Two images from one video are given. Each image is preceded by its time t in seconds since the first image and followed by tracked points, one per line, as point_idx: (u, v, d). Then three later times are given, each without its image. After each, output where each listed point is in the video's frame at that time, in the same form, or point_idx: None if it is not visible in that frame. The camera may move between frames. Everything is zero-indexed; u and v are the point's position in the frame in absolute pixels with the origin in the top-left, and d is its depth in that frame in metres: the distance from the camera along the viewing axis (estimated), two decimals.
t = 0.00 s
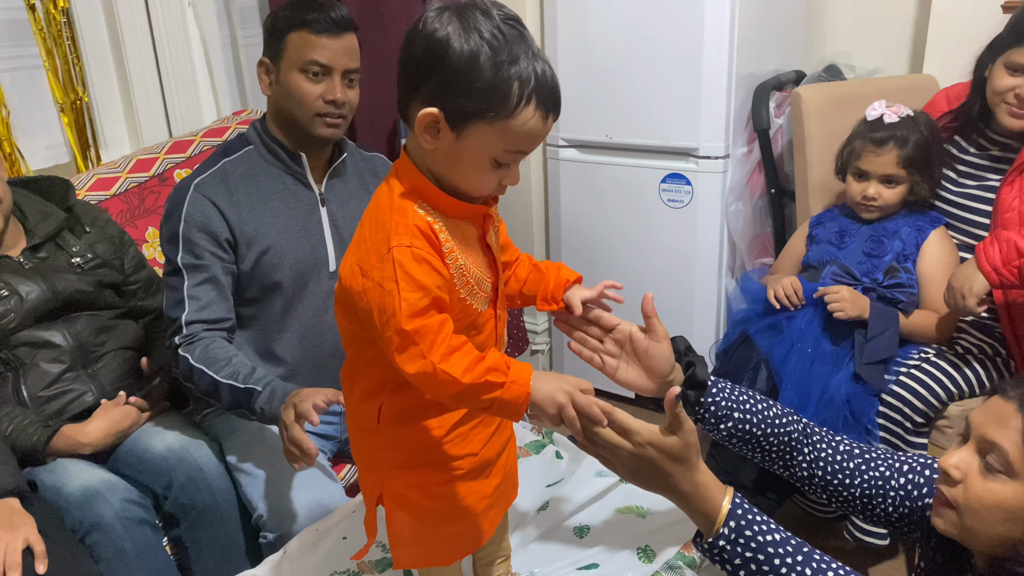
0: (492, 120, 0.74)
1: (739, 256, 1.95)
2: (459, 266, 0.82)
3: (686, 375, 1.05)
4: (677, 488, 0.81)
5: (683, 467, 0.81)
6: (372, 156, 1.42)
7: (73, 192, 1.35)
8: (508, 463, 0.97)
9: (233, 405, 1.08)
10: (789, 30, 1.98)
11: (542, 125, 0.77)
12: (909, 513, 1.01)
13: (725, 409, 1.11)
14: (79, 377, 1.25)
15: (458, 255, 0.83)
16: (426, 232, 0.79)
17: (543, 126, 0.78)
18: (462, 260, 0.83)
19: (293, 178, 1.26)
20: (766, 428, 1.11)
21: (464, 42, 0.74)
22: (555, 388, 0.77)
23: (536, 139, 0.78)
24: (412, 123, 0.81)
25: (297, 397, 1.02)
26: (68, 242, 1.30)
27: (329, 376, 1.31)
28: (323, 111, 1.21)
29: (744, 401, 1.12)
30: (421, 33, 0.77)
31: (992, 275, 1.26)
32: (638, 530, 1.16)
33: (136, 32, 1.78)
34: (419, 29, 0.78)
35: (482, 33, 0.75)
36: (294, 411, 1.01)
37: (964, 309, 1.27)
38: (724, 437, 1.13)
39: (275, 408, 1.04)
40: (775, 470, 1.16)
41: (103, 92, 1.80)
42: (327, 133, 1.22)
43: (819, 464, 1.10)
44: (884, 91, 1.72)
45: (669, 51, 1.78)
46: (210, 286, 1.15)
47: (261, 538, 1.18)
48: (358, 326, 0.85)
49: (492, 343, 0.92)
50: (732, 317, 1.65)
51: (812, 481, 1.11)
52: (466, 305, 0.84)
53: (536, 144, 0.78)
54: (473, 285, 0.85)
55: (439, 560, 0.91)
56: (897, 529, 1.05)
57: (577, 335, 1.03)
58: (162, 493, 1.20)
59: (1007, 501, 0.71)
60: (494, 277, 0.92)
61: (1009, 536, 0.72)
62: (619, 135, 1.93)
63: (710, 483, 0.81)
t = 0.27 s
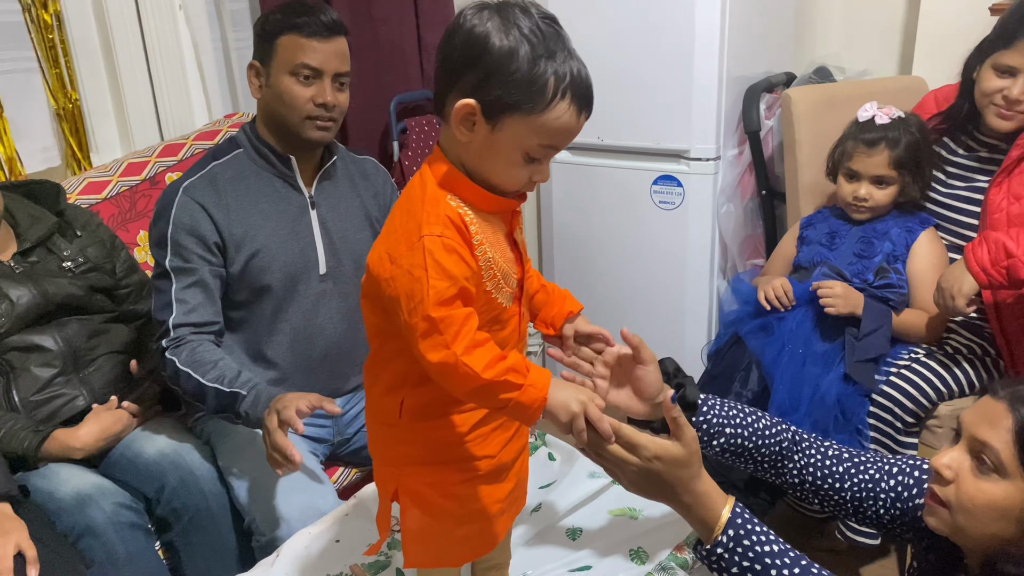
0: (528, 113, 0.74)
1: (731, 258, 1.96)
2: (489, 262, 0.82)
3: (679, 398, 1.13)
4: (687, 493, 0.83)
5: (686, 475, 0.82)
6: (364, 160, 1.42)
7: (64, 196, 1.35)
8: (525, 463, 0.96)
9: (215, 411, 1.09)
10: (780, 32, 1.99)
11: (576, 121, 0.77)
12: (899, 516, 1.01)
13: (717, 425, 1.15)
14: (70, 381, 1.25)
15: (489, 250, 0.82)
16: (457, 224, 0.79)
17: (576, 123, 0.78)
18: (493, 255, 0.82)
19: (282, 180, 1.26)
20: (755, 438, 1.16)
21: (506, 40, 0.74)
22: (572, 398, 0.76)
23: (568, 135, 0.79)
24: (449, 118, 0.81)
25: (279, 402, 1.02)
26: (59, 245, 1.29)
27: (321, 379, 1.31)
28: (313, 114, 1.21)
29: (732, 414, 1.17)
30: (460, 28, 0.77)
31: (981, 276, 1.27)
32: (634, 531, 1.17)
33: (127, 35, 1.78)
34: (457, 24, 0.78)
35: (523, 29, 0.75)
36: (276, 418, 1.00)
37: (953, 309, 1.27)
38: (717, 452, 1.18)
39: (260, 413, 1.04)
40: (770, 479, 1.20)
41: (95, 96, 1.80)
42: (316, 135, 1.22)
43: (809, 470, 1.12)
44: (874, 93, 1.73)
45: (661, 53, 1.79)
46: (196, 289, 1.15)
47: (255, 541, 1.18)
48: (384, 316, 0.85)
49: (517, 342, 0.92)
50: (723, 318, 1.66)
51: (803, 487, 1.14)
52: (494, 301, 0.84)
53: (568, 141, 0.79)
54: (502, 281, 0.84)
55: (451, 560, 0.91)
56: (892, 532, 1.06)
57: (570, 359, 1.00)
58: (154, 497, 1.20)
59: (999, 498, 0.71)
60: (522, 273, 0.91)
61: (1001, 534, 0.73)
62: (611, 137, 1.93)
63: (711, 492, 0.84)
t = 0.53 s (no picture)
0: (567, 104, 0.76)
1: (717, 255, 1.96)
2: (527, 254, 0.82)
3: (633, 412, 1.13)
4: (651, 527, 0.82)
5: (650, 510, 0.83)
6: (349, 158, 1.42)
7: (49, 196, 1.34)
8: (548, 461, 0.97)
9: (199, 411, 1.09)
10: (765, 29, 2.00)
11: (611, 112, 0.79)
12: (880, 513, 1.04)
13: (679, 436, 1.15)
14: (57, 381, 1.25)
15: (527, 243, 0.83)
16: (497, 216, 0.79)
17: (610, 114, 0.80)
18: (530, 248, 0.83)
19: (266, 180, 1.26)
20: (724, 446, 1.15)
21: (545, 35, 0.76)
22: (571, 422, 0.76)
23: (602, 127, 0.80)
24: (484, 112, 0.81)
25: (258, 405, 1.03)
26: (44, 246, 1.28)
27: (308, 378, 1.31)
28: (294, 114, 1.21)
29: (697, 425, 1.16)
30: (497, 24, 0.78)
31: (963, 269, 1.27)
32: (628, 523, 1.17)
33: (113, 34, 1.78)
34: (492, 21, 0.79)
35: (561, 23, 0.77)
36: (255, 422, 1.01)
37: (937, 303, 1.29)
38: (681, 462, 1.17)
39: (240, 415, 1.06)
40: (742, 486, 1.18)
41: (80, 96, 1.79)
42: (298, 135, 1.22)
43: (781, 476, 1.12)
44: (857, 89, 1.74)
45: (647, 50, 1.79)
46: (179, 290, 1.15)
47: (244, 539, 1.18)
48: (417, 305, 0.86)
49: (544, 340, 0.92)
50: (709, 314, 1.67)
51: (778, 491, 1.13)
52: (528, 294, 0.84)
53: (602, 131, 0.80)
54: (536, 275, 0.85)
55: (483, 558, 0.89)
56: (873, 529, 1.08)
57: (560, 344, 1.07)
58: (141, 496, 1.20)
59: (977, 489, 0.75)
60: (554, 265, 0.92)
61: (979, 524, 0.76)
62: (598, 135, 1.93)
63: (673, 524, 0.84)
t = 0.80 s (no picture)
0: (586, 107, 0.78)
1: (698, 250, 1.98)
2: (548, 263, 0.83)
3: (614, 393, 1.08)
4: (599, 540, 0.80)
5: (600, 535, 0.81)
6: (330, 156, 1.42)
7: (28, 198, 1.34)
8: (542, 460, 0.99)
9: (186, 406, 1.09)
10: (743, 25, 2.01)
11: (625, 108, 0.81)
12: (840, 504, 1.04)
13: (653, 422, 1.11)
14: (38, 383, 1.23)
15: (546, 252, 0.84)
16: (527, 226, 0.80)
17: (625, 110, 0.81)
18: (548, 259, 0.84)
19: (243, 179, 1.26)
20: (688, 445, 1.12)
21: (560, 42, 0.77)
22: (581, 444, 0.76)
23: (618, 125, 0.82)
24: (503, 123, 0.82)
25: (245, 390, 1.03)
26: (24, 247, 1.28)
27: (291, 376, 1.31)
28: (271, 117, 1.21)
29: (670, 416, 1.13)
30: (510, 36, 0.79)
31: (938, 260, 1.29)
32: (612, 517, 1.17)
33: (92, 34, 1.77)
34: (502, 34, 0.80)
35: (572, 29, 0.78)
36: (240, 409, 1.03)
37: (912, 294, 1.31)
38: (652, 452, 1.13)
39: (224, 406, 1.06)
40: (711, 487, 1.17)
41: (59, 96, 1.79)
42: (275, 138, 1.22)
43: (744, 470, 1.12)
44: (834, 83, 1.75)
45: (627, 47, 1.80)
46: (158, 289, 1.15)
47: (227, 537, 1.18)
48: (438, 305, 0.85)
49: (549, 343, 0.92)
50: (691, 307, 1.68)
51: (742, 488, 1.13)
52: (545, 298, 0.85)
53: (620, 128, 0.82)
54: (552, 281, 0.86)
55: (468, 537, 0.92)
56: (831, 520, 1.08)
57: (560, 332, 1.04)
58: (124, 496, 1.21)
59: (926, 478, 0.77)
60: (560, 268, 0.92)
61: (925, 513, 0.78)
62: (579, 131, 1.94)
63: (619, 539, 0.82)
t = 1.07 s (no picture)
0: (621, 162, 0.75)
1: (682, 242, 1.99)
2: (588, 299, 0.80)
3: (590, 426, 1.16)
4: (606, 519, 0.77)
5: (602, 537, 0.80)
6: (311, 153, 1.42)
7: (9, 199, 1.33)
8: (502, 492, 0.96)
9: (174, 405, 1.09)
10: (723, 17, 2.02)
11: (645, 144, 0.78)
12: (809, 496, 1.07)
13: (626, 442, 1.22)
14: (22, 384, 1.23)
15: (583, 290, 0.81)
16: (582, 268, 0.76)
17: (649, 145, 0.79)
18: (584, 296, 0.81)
19: (224, 177, 1.26)
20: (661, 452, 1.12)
21: (563, 119, 0.74)
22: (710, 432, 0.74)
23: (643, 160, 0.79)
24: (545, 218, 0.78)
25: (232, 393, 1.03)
26: (6, 249, 1.27)
27: (277, 375, 1.31)
28: (253, 118, 1.21)
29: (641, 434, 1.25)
30: (511, 142, 0.76)
31: (915, 248, 1.31)
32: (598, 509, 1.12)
33: (71, 34, 1.76)
34: (505, 148, 0.77)
35: (568, 105, 0.76)
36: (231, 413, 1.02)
37: (892, 283, 1.33)
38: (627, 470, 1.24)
39: (215, 406, 1.06)
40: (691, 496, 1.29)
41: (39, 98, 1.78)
42: (258, 138, 1.23)
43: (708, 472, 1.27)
44: (813, 74, 1.77)
45: (609, 41, 1.81)
46: (143, 290, 1.15)
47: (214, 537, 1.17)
48: (490, 355, 0.77)
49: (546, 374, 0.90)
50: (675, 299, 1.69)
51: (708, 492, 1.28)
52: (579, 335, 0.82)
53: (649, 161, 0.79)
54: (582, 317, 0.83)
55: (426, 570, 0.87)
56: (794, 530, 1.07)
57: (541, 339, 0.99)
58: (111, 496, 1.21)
59: (887, 456, 0.83)
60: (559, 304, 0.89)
61: (880, 490, 0.84)
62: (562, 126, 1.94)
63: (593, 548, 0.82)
